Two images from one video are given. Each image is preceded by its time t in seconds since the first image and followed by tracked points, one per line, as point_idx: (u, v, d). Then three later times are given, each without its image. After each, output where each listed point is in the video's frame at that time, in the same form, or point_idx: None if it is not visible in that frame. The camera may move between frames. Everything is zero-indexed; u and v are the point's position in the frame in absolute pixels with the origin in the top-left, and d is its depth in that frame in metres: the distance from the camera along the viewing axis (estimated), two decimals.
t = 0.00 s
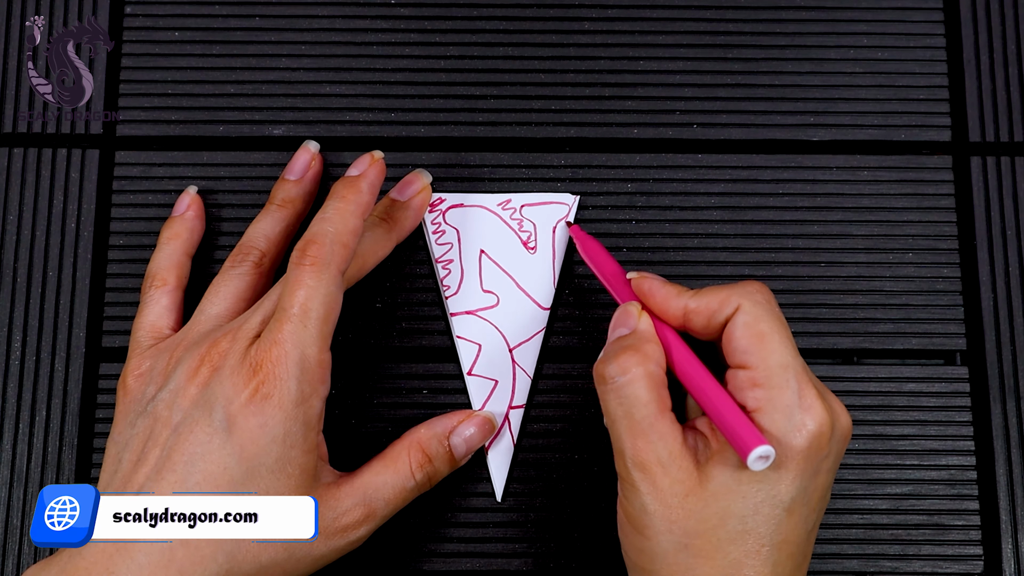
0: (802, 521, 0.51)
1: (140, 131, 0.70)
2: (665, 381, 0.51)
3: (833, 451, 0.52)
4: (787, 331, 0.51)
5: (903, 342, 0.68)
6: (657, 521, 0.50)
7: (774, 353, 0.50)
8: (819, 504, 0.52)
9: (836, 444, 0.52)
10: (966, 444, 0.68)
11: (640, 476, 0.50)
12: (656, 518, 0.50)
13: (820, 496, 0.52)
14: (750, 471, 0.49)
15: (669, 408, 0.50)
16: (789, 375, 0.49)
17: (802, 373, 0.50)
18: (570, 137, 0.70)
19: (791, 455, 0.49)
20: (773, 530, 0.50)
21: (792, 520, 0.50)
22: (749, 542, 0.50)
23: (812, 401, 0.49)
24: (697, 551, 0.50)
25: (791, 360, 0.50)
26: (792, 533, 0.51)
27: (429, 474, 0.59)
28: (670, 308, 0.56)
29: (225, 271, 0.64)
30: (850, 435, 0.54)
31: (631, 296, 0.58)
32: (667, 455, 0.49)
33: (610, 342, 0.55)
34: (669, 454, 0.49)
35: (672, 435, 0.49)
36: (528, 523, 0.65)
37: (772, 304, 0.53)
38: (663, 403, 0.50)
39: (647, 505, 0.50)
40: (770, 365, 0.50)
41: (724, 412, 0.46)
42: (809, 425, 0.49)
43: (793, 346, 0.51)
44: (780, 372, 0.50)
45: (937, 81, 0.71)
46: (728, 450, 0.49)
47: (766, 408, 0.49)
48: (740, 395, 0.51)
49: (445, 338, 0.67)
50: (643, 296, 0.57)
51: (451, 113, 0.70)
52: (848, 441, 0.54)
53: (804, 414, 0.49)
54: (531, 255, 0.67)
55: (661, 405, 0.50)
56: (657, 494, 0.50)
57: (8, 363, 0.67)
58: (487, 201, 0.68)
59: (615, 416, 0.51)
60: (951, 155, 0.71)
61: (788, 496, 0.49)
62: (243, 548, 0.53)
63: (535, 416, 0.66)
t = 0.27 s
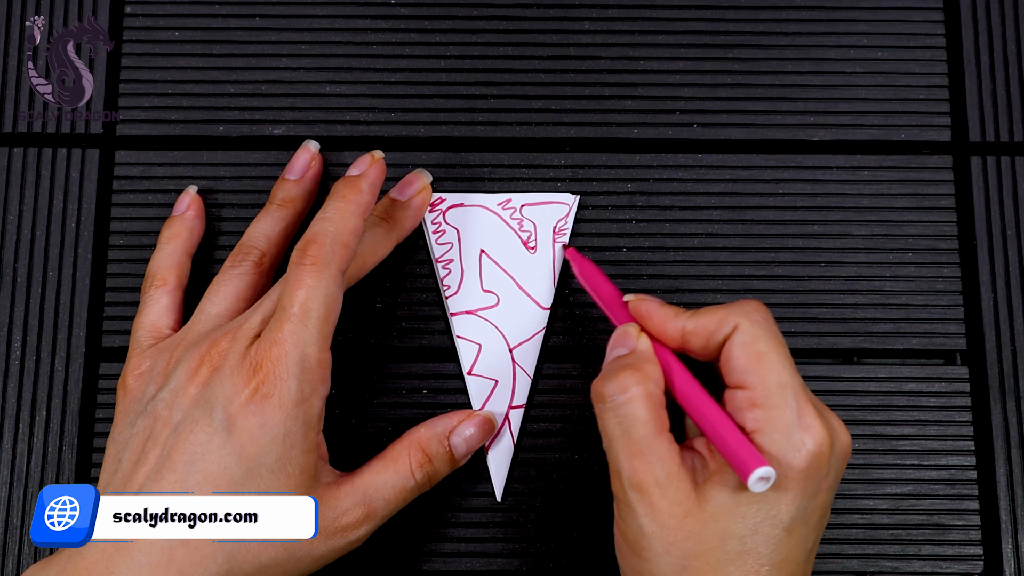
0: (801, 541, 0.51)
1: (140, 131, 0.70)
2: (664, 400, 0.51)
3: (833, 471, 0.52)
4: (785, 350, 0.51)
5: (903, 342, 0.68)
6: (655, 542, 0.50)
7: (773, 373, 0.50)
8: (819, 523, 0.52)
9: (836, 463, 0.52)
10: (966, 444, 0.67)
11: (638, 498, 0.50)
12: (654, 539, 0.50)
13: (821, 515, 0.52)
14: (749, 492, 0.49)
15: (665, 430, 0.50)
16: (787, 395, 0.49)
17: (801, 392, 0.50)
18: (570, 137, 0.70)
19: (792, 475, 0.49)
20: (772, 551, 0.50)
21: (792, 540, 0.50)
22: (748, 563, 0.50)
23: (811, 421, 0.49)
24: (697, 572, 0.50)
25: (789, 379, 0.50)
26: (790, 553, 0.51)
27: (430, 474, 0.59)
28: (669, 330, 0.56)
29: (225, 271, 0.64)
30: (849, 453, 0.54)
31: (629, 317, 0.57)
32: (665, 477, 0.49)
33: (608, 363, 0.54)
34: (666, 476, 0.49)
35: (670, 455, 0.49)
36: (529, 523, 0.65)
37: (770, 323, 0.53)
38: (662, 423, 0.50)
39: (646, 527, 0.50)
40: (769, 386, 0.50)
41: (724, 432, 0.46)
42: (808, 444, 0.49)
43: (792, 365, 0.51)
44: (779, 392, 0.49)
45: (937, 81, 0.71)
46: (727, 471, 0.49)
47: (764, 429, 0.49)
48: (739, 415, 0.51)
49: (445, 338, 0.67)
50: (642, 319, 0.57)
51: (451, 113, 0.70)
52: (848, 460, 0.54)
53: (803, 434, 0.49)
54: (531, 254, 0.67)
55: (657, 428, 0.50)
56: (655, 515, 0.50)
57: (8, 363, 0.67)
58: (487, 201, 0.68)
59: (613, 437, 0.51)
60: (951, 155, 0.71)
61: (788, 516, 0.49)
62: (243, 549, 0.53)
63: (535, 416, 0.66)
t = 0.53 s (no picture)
0: None
1: (140, 131, 0.70)
2: (601, 454, 0.51)
3: (779, 513, 0.50)
4: (719, 396, 0.50)
5: (903, 342, 0.68)
6: None
7: (706, 421, 0.49)
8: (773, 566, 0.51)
9: (780, 503, 0.50)
10: (966, 444, 0.67)
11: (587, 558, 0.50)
12: None
13: (774, 558, 0.51)
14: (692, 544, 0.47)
15: (606, 487, 0.50)
16: (721, 443, 0.48)
17: (737, 438, 0.49)
18: (570, 137, 0.70)
19: (732, 525, 0.47)
20: None
21: None
22: None
23: (749, 467, 0.48)
24: None
25: (723, 427, 0.49)
26: None
27: (429, 474, 0.59)
28: (599, 375, 0.54)
29: (225, 271, 0.64)
30: (798, 491, 0.53)
31: (565, 362, 0.56)
32: (608, 536, 0.49)
33: (543, 418, 0.54)
34: (608, 536, 0.49)
35: (611, 514, 0.50)
36: (529, 523, 0.65)
37: (702, 368, 0.52)
38: (601, 479, 0.50)
39: None
40: (702, 435, 0.48)
41: (663, 485, 0.45)
42: (749, 491, 0.47)
43: (725, 410, 0.50)
44: (712, 441, 0.48)
45: (937, 81, 0.71)
46: (668, 525, 0.49)
47: (705, 477, 0.48)
48: (674, 463, 0.50)
49: (445, 338, 0.67)
50: (575, 363, 0.55)
51: (451, 113, 0.70)
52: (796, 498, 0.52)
53: (741, 481, 0.47)
54: (531, 254, 0.67)
55: (596, 486, 0.50)
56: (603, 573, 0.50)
57: (8, 363, 0.67)
58: (487, 200, 0.68)
59: (553, 499, 0.51)
60: (951, 155, 0.71)
61: (734, 566, 0.48)
62: (243, 549, 0.53)
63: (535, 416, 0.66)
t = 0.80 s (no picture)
0: None
1: (140, 131, 0.70)
2: (599, 450, 0.51)
3: (777, 504, 0.50)
4: (714, 389, 0.50)
5: (903, 342, 0.68)
6: None
7: (701, 415, 0.49)
8: (770, 558, 0.51)
9: (776, 495, 0.50)
10: (966, 444, 0.68)
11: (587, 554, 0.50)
12: None
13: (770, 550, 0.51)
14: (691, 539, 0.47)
15: (604, 483, 0.50)
16: (716, 437, 0.48)
17: (733, 431, 0.49)
18: (570, 137, 0.70)
19: (728, 518, 0.47)
20: None
21: None
22: None
23: (745, 460, 0.48)
24: None
25: (719, 420, 0.49)
26: None
27: (429, 474, 0.59)
28: (597, 371, 0.55)
29: (225, 271, 0.64)
30: (794, 483, 0.53)
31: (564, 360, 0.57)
32: (607, 532, 0.50)
33: (542, 416, 0.54)
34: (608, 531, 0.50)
35: (609, 509, 0.50)
36: (528, 523, 0.65)
37: (696, 363, 0.52)
38: (600, 476, 0.50)
39: None
40: (697, 429, 0.49)
41: (656, 477, 0.46)
42: (745, 485, 0.47)
43: (721, 402, 0.50)
44: (707, 434, 0.48)
45: (937, 81, 0.71)
46: (666, 519, 0.49)
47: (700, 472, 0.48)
48: (671, 458, 0.50)
49: (445, 338, 0.67)
50: (573, 361, 0.55)
51: (451, 113, 0.70)
52: (794, 489, 0.53)
53: (737, 475, 0.47)
54: (531, 255, 0.67)
55: (596, 483, 0.50)
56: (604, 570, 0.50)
57: (8, 363, 0.67)
58: (487, 201, 0.68)
59: (553, 496, 0.51)
60: (951, 155, 0.71)
61: (732, 559, 0.48)
62: (244, 549, 0.53)
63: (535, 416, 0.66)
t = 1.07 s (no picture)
0: None
1: (140, 131, 0.70)
2: (613, 483, 0.51)
3: (794, 538, 0.50)
4: (731, 422, 0.50)
5: (903, 342, 0.68)
6: None
7: (718, 448, 0.49)
8: None
9: (793, 530, 0.50)
10: (966, 444, 0.68)
11: None
12: None
13: None
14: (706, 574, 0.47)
15: (617, 515, 0.50)
16: (733, 471, 0.48)
17: (750, 464, 0.49)
18: (570, 137, 0.70)
19: (744, 553, 0.47)
20: None
21: None
22: None
23: (762, 494, 0.48)
24: None
25: (736, 453, 0.49)
26: None
27: (429, 474, 0.59)
28: (613, 405, 0.55)
29: (225, 271, 0.64)
30: (809, 518, 0.52)
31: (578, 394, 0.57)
32: (620, 564, 0.49)
33: (556, 446, 0.54)
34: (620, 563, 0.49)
35: (623, 542, 0.49)
36: (528, 523, 0.65)
37: (714, 395, 0.52)
38: (613, 508, 0.50)
39: None
40: (714, 462, 0.49)
41: (673, 511, 0.46)
42: (762, 519, 0.47)
43: (738, 435, 0.50)
44: (724, 467, 0.48)
45: (937, 81, 0.71)
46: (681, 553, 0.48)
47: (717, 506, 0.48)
48: (688, 491, 0.50)
49: (445, 338, 0.67)
50: (586, 394, 0.56)
51: (451, 113, 0.70)
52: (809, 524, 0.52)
53: (754, 509, 0.47)
54: (531, 255, 0.67)
55: (608, 514, 0.50)
56: None
57: (8, 363, 0.67)
58: (487, 201, 0.68)
59: (565, 526, 0.51)
60: (951, 155, 0.71)
61: None
62: (245, 550, 0.53)
63: (535, 416, 0.66)
